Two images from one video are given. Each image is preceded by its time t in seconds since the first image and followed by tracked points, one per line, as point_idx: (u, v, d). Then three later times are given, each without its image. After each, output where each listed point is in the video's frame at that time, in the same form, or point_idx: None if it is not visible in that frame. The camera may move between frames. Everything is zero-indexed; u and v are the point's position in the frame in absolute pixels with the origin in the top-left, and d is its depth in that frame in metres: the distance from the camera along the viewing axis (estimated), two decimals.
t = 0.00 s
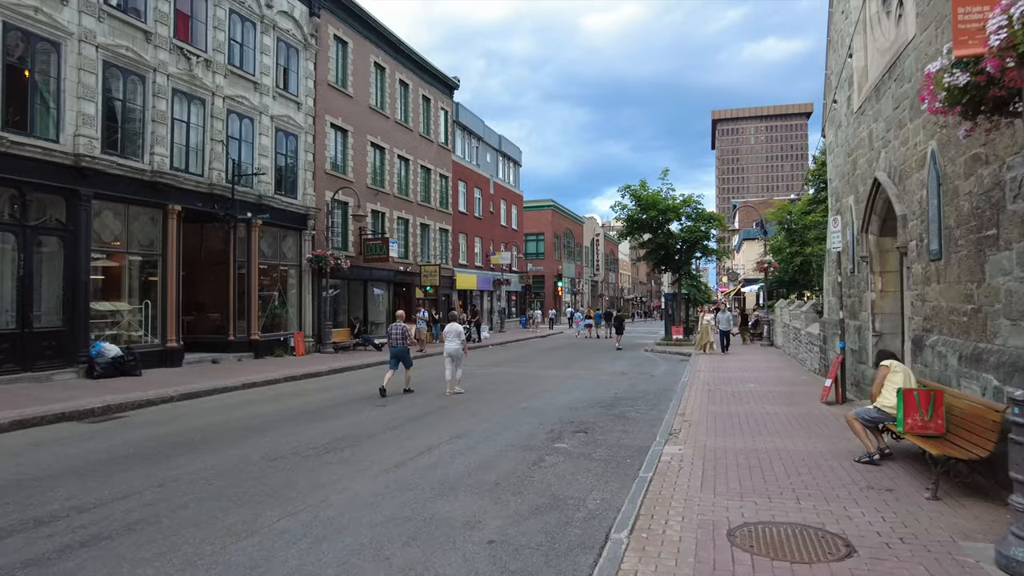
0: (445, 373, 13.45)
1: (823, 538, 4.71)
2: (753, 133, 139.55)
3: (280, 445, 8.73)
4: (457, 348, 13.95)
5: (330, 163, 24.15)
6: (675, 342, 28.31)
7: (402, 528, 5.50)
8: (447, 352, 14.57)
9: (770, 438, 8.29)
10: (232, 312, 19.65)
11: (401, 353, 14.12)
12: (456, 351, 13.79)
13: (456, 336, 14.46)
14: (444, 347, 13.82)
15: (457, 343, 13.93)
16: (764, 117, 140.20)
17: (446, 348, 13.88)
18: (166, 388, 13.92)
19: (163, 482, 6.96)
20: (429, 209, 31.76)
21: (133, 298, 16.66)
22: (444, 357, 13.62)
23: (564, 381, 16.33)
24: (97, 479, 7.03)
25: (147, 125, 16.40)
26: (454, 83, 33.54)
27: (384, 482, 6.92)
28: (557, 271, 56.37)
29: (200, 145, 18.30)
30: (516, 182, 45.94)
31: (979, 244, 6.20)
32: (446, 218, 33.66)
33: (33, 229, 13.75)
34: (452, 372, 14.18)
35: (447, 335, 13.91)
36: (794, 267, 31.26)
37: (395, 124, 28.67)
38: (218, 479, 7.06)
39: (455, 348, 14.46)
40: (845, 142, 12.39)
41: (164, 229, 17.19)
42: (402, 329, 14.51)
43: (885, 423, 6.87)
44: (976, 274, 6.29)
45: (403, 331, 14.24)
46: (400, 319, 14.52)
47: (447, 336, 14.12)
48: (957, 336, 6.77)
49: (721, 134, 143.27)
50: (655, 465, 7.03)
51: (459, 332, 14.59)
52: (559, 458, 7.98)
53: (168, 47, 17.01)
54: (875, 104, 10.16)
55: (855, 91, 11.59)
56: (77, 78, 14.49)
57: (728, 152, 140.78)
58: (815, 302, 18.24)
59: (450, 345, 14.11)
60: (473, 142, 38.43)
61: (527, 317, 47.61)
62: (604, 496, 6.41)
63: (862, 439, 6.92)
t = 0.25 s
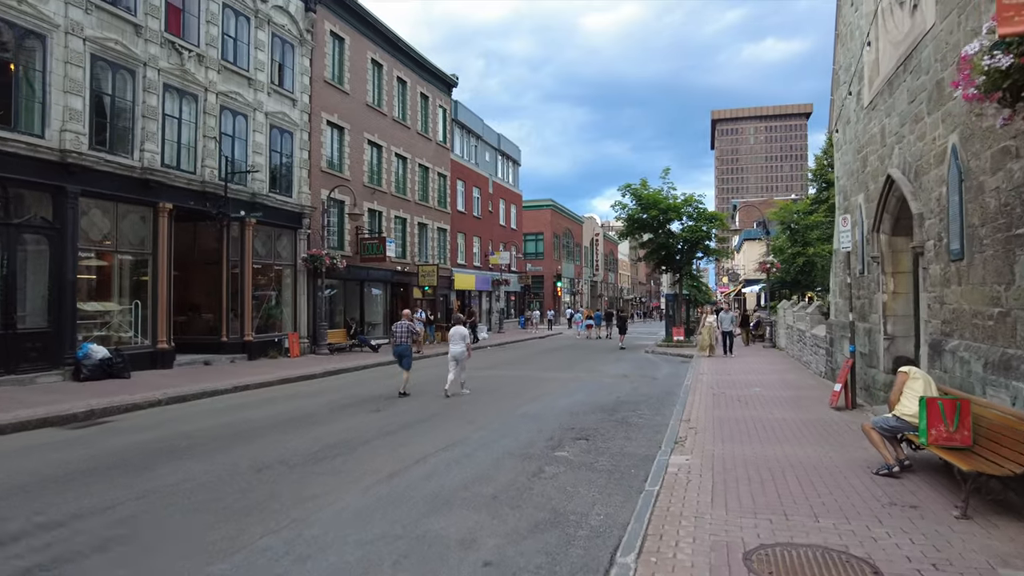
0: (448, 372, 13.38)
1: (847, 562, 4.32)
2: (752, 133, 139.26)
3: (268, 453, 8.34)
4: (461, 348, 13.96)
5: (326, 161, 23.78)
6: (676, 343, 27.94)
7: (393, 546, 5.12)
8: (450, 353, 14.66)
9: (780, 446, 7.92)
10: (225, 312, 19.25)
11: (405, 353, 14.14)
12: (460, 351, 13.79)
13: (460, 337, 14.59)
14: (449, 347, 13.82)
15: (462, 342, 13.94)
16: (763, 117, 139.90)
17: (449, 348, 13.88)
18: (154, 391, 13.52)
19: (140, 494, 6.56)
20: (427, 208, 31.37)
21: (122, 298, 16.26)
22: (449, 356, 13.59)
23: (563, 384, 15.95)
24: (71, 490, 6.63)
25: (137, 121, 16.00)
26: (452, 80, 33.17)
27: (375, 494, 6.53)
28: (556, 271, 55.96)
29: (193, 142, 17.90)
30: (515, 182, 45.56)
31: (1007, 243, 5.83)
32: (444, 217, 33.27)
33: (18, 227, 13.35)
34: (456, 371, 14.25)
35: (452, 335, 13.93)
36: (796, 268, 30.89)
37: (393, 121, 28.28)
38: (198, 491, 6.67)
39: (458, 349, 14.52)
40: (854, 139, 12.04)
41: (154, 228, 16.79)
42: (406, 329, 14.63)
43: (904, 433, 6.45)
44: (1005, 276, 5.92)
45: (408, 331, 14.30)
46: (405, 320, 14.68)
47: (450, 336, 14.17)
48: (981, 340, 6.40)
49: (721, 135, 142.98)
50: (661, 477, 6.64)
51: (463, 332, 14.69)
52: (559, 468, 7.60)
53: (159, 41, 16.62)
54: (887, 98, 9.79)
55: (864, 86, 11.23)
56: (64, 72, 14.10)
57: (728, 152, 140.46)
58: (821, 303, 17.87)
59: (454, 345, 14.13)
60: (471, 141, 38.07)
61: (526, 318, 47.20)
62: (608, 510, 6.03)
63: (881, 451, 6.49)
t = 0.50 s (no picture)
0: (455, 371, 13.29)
1: None
2: (751, 133, 139.08)
3: (253, 460, 8.00)
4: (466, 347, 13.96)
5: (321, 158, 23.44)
6: (676, 344, 27.55)
7: (379, 563, 4.79)
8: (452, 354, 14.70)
9: (787, 452, 7.61)
10: (217, 312, 18.91)
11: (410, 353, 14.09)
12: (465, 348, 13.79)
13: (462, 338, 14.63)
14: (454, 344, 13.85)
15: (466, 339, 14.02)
16: (762, 118, 139.63)
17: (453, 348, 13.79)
18: (141, 393, 13.18)
19: (113, 505, 6.22)
20: (424, 207, 31.03)
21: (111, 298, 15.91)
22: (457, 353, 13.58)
23: (562, 386, 15.62)
24: (42, 500, 6.30)
25: (125, 117, 15.63)
26: (450, 78, 32.83)
27: (362, 505, 6.20)
28: (555, 271, 55.62)
29: (183, 139, 17.54)
30: (513, 181, 45.22)
31: None
32: (441, 217, 32.90)
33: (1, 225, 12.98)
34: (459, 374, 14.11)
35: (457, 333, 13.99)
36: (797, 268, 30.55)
37: (389, 119, 27.93)
38: (176, 501, 6.34)
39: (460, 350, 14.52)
40: (861, 135, 11.73)
41: (144, 226, 16.42)
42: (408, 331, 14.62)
43: (921, 439, 6.13)
44: None
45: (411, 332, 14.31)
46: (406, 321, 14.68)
47: (453, 335, 14.21)
48: (1001, 342, 6.08)
49: (719, 135, 142.81)
50: (666, 487, 6.30)
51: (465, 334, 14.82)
52: (557, 476, 7.28)
53: (149, 36, 16.25)
54: (896, 91, 9.46)
55: (872, 79, 10.90)
56: (49, 66, 13.73)
57: (726, 153, 140.28)
58: (824, 304, 17.54)
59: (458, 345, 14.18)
60: (469, 139, 37.74)
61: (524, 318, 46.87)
62: (609, 523, 5.70)
63: (897, 458, 6.14)
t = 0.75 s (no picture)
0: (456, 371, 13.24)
1: None
2: (750, 133, 138.81)
3: (235, 466, 7.59)
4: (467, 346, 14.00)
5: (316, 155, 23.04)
6: (676, 344, 27.15)
7: None
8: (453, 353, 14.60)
9: (797, 458, 7.21)
10: (209, 312, 18.50)
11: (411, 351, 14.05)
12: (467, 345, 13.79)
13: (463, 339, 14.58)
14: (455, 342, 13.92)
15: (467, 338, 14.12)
16: (761, 117, 139.28)
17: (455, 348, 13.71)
18: (126, 395, 12.78)
19: (81, 517, 5.81)
20: (421, 206, 30.63)
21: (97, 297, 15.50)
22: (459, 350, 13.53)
23: (561, 387, 15.23)
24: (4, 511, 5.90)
25: (112, 111, 15.21)
26: (447, 75, 32.44)
27: (348, 515, 5.79)
28: (554, 271, 55.22)
29: (173, 134, 17.12)
30: (512, 180, 44.82)
31: None
32: (438, 215, 32.50)
33: None
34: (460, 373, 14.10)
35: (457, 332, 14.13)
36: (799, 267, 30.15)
37: (385, 116, 27.53)
38: (148, 511, 5.93)
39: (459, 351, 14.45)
40: (869, 127, 11.35)
41: (132, 223, 15.99)
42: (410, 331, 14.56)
43: (945, 445, 5.72)
44: None
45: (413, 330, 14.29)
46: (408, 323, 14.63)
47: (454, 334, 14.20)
48: None
49: (718, 135, 142.53)
50: (672, 497, 5.89)
51: (464, 334, 14.91)
52: (555, 483, 6.88)
53: (137, 28, 15.84)
54: (908, 79, 9.07)
55: (881, 69, 10.52)
56: (32, 57, 13.33)
57: (725, 152, 139.96)
58: (829, 303, 17.14)
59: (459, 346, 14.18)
60: (467, 137, 37.35)
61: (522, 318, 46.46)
62: (611, 536, 5.31)
63: (919, 465, 5.73)
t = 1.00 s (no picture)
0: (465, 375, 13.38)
1: None
2: (750, 133, 138.46)
3: (221, 479, 7.20)
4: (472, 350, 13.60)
5: (312, 154, 22.68)
6: (679, 346, 26.75)
7: None
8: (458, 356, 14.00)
9: (814, 471, 6.82)
10: (202, 314, 18.14)
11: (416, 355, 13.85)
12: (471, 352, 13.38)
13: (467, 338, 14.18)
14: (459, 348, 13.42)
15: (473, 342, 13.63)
16: (762, 117, 138.90)
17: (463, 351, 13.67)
18: (115, 399, 12.39)
19: (52, 537, 5.43)
20: (420, 205, 30.25)
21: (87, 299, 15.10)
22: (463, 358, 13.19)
23: (562, 391, 14.85)
24: None
25: (102, 108, 14.82)
26: (446, 73, 32.03)
27: (337, 536, 5.40)
28: (554, 271, 54.83)
29: (166, 132, 16.74)
30: (512, 179, 44.43)
31: None
32: (438, 215, 32.12)
33: None
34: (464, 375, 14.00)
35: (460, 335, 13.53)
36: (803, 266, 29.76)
37: (384, 114, 27.15)
38: (124, 532, 5.54)
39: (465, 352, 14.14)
40: (882, 124, 10.97)
41: (123, 223, 15.57)
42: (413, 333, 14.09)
43: (978, 461, 5.33)
44: None
45: (418, 333, 13.97)
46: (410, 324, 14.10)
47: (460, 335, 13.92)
48: None
49: (719, 134, 142.17)
50: (685, 517, 5.50)
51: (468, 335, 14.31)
52: (559, 499, 6.50)
53: (128, 22, 15.45)
54: (927, 72, 8.68)
55: (896, 63, 10.13)
56: (18, 52, 12.94)
57: (726, 152, 139.61)
58: (837, 304, 16.73)
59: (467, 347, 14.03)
60: (467, 136, 36.95)
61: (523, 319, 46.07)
62: (621, 560, 4.93)
63: (951, 482, 5.31)
